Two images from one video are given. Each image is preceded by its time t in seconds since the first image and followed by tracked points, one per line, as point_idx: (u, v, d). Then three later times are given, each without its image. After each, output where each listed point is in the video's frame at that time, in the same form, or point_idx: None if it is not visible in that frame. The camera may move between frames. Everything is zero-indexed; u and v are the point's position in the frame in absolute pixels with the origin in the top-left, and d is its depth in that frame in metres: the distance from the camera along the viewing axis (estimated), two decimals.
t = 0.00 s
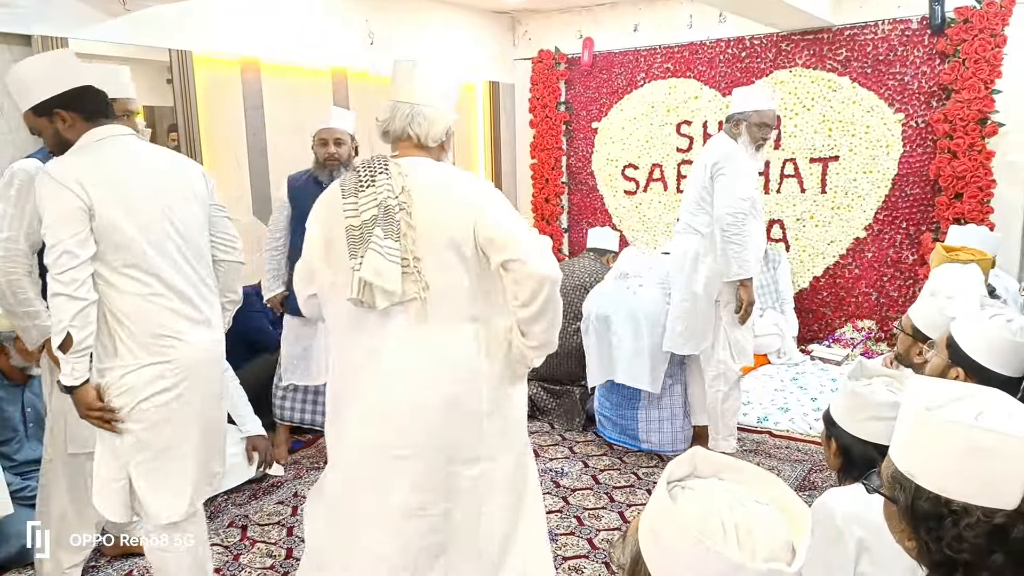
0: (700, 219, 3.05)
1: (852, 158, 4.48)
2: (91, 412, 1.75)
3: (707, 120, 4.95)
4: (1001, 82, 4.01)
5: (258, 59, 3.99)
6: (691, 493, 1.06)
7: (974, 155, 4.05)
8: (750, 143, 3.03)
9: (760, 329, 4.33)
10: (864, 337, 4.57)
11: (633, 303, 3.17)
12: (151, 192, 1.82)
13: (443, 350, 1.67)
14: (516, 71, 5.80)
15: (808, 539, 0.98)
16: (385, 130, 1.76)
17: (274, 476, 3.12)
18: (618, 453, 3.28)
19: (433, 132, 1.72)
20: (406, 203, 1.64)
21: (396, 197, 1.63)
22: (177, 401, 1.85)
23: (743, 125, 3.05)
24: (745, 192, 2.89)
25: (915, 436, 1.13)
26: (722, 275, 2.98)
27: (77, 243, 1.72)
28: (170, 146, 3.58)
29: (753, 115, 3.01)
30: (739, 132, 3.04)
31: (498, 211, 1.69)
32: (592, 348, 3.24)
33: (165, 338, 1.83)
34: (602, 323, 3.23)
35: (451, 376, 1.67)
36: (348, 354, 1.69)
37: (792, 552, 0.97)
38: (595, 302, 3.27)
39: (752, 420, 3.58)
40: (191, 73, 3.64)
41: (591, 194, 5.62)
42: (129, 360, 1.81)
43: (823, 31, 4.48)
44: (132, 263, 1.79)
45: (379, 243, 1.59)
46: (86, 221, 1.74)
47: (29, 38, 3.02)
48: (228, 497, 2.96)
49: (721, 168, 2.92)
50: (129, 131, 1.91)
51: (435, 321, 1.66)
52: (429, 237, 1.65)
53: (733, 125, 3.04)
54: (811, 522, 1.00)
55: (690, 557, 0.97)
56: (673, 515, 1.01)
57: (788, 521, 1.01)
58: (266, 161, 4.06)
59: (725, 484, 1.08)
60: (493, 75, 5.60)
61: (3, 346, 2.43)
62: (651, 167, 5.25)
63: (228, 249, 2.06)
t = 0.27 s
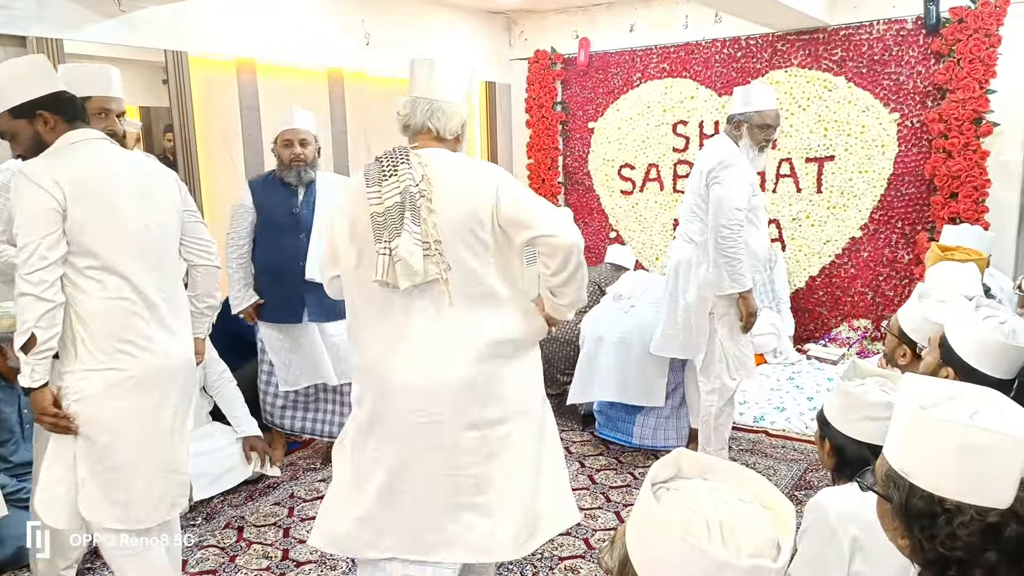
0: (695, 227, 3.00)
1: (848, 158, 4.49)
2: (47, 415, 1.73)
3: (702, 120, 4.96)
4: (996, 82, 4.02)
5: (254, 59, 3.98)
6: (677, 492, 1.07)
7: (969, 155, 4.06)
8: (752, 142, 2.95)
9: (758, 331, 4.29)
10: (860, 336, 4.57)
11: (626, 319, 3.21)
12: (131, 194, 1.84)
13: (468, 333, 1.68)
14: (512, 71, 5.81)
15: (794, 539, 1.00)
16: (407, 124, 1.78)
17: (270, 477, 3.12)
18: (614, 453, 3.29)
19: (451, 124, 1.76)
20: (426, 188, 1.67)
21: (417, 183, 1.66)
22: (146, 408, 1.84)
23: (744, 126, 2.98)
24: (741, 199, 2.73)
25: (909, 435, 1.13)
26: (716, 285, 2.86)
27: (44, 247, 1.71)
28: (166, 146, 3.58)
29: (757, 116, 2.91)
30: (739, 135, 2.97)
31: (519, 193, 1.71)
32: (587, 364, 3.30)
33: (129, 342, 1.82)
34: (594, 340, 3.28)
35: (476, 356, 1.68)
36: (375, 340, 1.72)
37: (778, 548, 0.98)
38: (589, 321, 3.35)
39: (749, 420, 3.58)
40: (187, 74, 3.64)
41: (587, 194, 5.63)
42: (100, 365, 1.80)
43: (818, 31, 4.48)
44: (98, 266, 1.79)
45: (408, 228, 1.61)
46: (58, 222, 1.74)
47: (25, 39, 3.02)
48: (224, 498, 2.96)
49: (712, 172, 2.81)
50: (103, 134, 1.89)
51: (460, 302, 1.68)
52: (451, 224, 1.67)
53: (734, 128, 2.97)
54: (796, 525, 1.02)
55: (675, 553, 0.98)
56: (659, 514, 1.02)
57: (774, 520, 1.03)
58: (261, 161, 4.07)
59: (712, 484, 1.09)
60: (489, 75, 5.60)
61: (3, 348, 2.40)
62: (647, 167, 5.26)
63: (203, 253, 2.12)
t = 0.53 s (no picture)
0: (689, 227, 2.90)
1: (843, 158, 4.50)
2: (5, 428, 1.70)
3: (698, 121, 4.97)
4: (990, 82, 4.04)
5: (250, 60, 3.98)
6: (664, 487, 1.07)
7: (963, 155, 4.07)
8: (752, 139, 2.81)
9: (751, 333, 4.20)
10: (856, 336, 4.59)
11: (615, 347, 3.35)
12: (104, 194, 1.86)
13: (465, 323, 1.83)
14: (508, 72, 5.82)
15: (781, 532, 1.00)
16: (396, 131, 1.91)
17: (266, 478, 3.12)
18: (610, 453, 3.30)
19: (439, 127, 1.90)
20: (421, 189, 1.80)
21: (414, 185, 1.79)
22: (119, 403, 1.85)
23: (746, 122, 2.82)
24: (732, 201, 2.64)
25: (900, 434, 1.13)
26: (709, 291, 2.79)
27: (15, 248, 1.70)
28: (162, 147, 3.57)
29: (759, 112, 2.76)
30: (740, 131, 2.82)
31: (504, 196, 1.88)
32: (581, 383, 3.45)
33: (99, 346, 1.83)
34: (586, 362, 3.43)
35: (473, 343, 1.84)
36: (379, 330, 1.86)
37: (764, 539, 0.98)
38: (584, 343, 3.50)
39: (745, 419, 3.59)
40: (183, 75, 3.64)
41: (584, 195, 5.64)
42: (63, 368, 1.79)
43: (813, 31, 4.49)
44: (72, 267, 1.80)
45: (409, 227, 1.73)
46: (30, 222, 1.73)
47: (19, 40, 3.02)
48: (219, 499, 2.96)
49: (702, 171, 2.72)
50: (72, 134, 1.88)
51: (455, 296, 1.83)
52: (445, 222, 1.81)
53: (735, 122, 2.83)
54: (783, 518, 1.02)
55: (662, 545, 0.98)
56: (646, 507, 1.02)
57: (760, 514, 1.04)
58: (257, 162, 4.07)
59: (699, 480, 1.10)
60: (485, 75, 5.61)
61: None
62: (643, 167, 5.27)
63: (170, 253, 2.14)
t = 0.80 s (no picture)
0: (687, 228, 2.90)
1: (842, 158, 4.50)
2: None
3: (697, 121, 4.98)
4: (989, 82, 4.04)
5: (249, 61, 3.99)
6: (658, 484, 1.07)
7: (963, 154, 4.07)
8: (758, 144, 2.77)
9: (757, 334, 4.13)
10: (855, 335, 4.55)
11: (617, 365, 3.40)
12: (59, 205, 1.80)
13: (438, 309, 2.13)
14: (507, 73, 5.82)
15: (774, 525, 1.01)
16: (374, 138, 2.24)
17: (266, 479, 3.12)
18: (610, 453, 3.30)
19: (411, 132, 2.22)
20: (399, 192, 2.09)
21: (392, 189, 2.08)
22: (101, 410, 1.86)
23: (754, 125, 2.77)
24: (722, 199, 2.63)
25: (897, 435, 1.13)
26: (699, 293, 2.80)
27: None
28: (162, 148, 3.57)
29: (767, 116, 2.72)
30: (746, 135, 2.78)
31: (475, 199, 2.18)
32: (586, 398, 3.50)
33: (58, 364, 1.78)
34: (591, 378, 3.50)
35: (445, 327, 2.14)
36: (365, 314, 2.18)
37: (759, 535, 0.99)
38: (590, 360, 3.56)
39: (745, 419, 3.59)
40: (182, 76, 3.64)
41: (583, 195, 5.64)
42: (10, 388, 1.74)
43: (812, 31, 4.50)
44: (23, 281, 1.75)
45: (389, 229, 2.04)
46: None
47: (19, 42, 3.03)
48: (219, 500, 2.96)
49: (696, 172, 2.72)
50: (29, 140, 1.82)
51: (430, 287, 2.12)
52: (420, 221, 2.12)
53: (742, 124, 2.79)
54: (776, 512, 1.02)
55: (657, 540, 0.98)
56: (641, 503, 1.03)
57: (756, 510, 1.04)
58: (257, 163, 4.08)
59: (693, 476, 1.10)
60: (484, 76, 5.61)
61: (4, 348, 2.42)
62: (642, 167, 5.27)
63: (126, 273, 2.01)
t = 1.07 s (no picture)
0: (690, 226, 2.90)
1: (842, 158, 4.50)
2: None
3: (697, 121, 4.98)
4: (989, 81, 4.04)
5: (249, 64, 3.99)
6: (663, 486, 1.06)
7: (963, 154, 4.07)
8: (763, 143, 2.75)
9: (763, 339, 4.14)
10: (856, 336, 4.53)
11: (620, 367, 3.41)
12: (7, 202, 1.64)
13: (418, 297, 2.29)
14: (506, 74, 5.82)
15: (780, 528, 1.00)
16: (356, 136, 2.35)
17: (267, 481, 3.12)
18: (610, 454, 3.30)
19: (392, 129, 2.33)
20: (383, 186, 2.24)
21: (377, 184, 2.23)
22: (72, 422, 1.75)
23: (760, 124, 2.76)
24: (716, 198, 2.64)
25: (898, 437, 1.12)
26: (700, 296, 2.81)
27: None
28: (162, 150, 3.58)
29: (773, 113, 2.70)
30: (752, 134, 2.77)
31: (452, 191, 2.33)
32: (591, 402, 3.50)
33: (13, 374, 1.64)
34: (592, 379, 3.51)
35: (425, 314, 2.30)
36: (348, 303, 2.31)
37: (763, 537, 0.98)
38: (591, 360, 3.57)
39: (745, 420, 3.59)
40: (182, 78, 3.64)
41: (583, 196, 5.64)
42: None
43: (811, 31, 4.49)
44: None
45: (373, 221, 2.18)
46: None
47: (18, 45, 3.03)
48: (220, 501, 2.95)
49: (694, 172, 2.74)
50: None
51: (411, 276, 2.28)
52: (402, 215, 2.27)
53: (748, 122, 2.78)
54: (781, 515, 1.02)
55: (663, 541, 0.97)
56: (647, 505, 1.02)
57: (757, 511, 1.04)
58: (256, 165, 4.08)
59: (697, 478, 1.09)
60: (484, 77, 5.61)
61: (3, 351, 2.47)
62: (642, 168, 5.27)
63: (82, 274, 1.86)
